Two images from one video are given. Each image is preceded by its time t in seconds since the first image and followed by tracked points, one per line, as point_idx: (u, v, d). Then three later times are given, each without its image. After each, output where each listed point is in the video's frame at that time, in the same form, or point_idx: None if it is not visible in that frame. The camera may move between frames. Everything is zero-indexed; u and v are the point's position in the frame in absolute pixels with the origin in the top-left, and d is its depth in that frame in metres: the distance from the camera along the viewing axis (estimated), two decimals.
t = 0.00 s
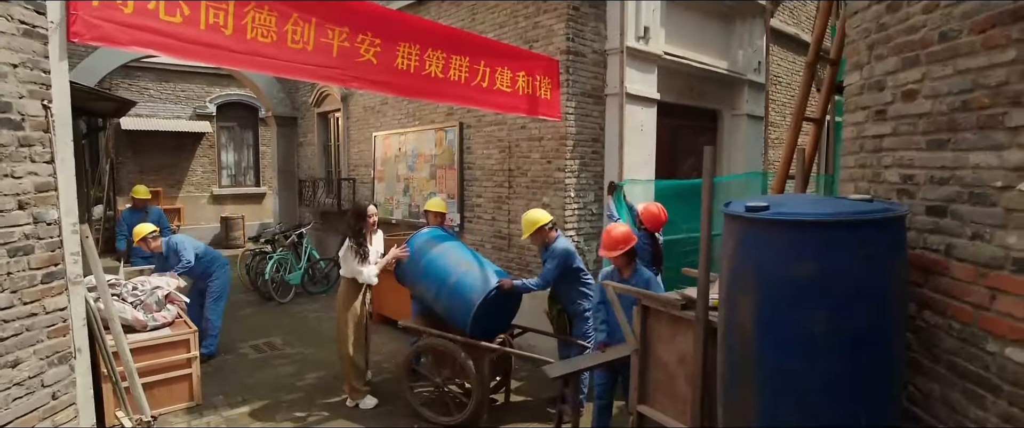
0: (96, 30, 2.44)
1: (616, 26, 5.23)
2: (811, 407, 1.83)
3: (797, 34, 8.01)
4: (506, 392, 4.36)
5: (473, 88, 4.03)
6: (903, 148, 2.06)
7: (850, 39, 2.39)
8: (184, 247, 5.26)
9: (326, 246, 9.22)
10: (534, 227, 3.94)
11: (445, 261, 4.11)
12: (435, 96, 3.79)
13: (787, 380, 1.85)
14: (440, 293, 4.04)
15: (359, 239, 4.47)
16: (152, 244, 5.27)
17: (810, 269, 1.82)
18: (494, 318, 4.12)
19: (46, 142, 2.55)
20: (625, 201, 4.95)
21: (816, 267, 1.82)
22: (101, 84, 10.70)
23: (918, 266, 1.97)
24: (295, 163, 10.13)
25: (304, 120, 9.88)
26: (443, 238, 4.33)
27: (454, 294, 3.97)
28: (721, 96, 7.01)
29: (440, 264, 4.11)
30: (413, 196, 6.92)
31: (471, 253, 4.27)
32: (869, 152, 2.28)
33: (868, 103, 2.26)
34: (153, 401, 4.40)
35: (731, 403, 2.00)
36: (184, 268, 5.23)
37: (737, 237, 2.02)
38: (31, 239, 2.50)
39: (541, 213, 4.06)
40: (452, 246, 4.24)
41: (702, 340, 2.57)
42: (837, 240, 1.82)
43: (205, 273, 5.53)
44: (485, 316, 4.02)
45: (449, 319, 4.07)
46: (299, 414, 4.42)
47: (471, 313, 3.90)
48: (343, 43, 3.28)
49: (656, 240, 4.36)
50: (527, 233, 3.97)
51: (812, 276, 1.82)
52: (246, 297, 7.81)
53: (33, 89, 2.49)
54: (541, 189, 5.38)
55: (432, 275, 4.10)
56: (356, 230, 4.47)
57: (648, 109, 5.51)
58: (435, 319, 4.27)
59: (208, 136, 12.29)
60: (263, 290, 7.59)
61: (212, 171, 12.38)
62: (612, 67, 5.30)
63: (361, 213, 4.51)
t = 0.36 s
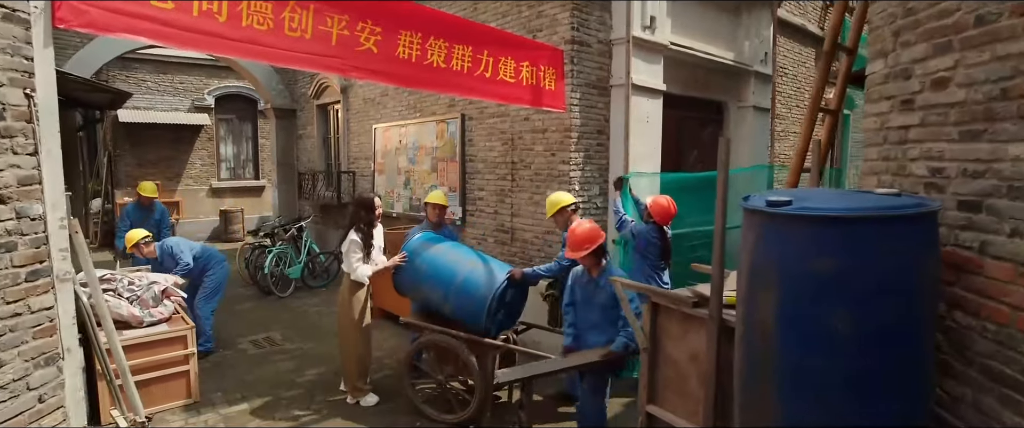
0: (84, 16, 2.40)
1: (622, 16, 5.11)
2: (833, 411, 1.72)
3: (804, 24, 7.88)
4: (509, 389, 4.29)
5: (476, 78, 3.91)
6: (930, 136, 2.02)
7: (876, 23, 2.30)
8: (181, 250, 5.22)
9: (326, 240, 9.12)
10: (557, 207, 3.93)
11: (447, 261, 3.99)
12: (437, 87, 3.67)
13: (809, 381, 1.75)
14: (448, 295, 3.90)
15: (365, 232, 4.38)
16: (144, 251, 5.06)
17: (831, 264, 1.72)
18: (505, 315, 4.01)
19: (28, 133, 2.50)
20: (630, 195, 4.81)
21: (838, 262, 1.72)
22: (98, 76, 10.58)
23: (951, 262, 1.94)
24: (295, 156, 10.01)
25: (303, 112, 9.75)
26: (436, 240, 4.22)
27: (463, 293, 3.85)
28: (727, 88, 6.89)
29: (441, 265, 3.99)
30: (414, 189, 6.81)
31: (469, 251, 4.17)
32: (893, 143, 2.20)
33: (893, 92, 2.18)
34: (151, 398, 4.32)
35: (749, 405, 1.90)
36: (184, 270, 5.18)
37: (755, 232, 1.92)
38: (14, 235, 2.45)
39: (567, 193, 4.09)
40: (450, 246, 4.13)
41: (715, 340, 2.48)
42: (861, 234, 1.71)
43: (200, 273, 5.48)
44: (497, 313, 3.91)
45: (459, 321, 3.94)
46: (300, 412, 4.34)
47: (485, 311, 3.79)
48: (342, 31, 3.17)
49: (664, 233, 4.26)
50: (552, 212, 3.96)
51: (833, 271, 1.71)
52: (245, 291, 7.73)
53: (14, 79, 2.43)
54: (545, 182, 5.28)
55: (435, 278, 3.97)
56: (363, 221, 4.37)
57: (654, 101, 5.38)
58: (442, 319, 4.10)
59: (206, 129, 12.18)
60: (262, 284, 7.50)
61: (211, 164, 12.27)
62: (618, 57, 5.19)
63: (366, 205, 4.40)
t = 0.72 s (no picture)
0: (71, 6, 2.31)
1: (628, 7, 5.00)
2: (863, 419, 1.64)
3: (811, 17, 7.76)
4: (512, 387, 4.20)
5: (479, 71, 3.79)
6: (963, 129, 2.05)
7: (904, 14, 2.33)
8: (182, 244, 5.11)
9: (326, 236, 9.02)
10: (561, 200, 3.85)
11: (448, 260, 3.89)
12: (440, 79, 3.55)
13: (835, 386, 1.67)
14: (451, 295, 3.79)
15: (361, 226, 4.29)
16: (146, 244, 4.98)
17: (862, 264, 1.63)
18: (510, 314, 3.91)
19: (9, 126, 2.41)
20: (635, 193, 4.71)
21: (868, 262, 1.63)
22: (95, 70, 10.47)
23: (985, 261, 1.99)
24: (294, 150, 9.89)
25: (303, 107, 9.64)
26: (434, 240, 4.12)
27: (468, 293, 3.74)
28: (733, 81, 6.77)
29: (442, 264, 3.88)
30: (415, 184, 6.71)
31: (469, 250, 4.07)
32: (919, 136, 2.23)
33: (920, 84, 2.21)
34: (148, 398, 4.23)
35: (770, 409, 1.83)
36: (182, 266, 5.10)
37: (778, 230, 1.83)
38: None
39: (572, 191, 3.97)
40: (449, 246, 4.02)
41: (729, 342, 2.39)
42: (895, 232, 1.62)
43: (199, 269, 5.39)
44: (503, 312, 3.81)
45: (464, 321, 3.82)
46: (299, 412, 4.24)
47: (492, 310, 3.68)
48: (341, 21, 3.06)
49: (673, 229, 4.24)
50: (555, 206, 3.85)
51: (865, 271, 1.63)
52: (244, 287, 7.63)
53: None
54: (549, 177, 5.18)
55: (436, 279, 3.86)
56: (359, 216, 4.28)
57: (660, 94, 5.25)
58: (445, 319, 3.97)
59: (205, 123, 12.07)
60: (261, 281, 7.41)
61: (209, 159, 12.17)
62: (624, 49, 5.07)
63: (361, 196, 4.32)
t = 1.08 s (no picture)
0: None
1: None
2: None
3: (819, 10, 7.63)
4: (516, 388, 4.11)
5: (484, 63, 3.67)
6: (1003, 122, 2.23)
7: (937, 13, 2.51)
8: (181, 233, 5.02)
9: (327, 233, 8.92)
10: (563, 201, 3.73)
11: (451, 258, 3.77)
12: (443, 72, 3.45)
13: (864, 395, 1.58)
14: (454, 295, 3.68)
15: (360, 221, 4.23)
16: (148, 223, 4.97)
17: (898, 267, 1.55)
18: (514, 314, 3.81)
19: None
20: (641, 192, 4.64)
21: (904, 266, 1.54)
22: (93, 65, 10.36)
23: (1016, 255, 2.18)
24: (294, 145, 9.78)
25: (303, 102, 9.53)
26: (436, 237, 4.01)
27: (472, 293, 3.62)
28: (741, 76, 6.66)
29: (445, 262, 3.76)
30: (416, 180, 6.61)
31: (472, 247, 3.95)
32: (949, 132, 2.44)
33: (952, 75, 2.42)
34: (146, 398, 4.13)
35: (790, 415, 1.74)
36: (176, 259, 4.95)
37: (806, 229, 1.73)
38: None
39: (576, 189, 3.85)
40: (451, 244, 3.91)
41: (748, 345, 2.29)
42: (935, 234, 1.53)
43: (196, 261, 5.26)
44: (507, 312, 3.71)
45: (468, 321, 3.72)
46: (300, 413, 4.14)
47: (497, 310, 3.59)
48: (341, 11, 2.96)
49: (683, 227, 4.20)
50: (560, 204, 3.75)
51: (901, 275, 1.54)
52: (243, 284, 7.55)
53: None
54: (554, 174, 5.07)
55: (438, 277, 3.75)
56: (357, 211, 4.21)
57: (667, 88, 5.14)
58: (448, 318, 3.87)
59: (205, 118, 11.96)
60: (261, 278, 7.32)
61: (209, 155, 12.08)
62: (631, 43, 4.94)
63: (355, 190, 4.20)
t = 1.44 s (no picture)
0: None
1: None
2: None
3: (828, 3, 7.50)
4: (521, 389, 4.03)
5: (489, 57, 3.56)
6: None
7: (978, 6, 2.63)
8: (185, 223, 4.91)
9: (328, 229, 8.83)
10: (584, 203, 3.59)
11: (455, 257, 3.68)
12: (448, 65, 3.34)
13: (900, 402, 1.58)
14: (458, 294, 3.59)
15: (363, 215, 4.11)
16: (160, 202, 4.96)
17: (944, 281, 1.53)
18: (518, 313, 3.73)
19: None
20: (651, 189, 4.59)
21: (950, 280, 1.53)
22: (92, 60, 10.27)
23: None
24: (295, 141, 9.67)
25: (303, 97, 9.42)
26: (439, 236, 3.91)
27: (478, 291, 3.54)
28: (749, 71, 6.54)
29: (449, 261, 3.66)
30: (418, 176, 6.51)
31: (476, 246, 3.86)
32: (982, 127, 2.62)
33: (988, 67, 2.58)
34: (145, 399, 4.02)
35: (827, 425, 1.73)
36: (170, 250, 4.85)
37: (842, 240, 1.70)
38: None
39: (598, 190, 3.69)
40: (455, 242, 3.81)
41: (767, 348, 2.20)
42: (978, 249, 1.53)
43: (194, 248, 5.09)
44: (511, 312, 3.63)
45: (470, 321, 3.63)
46: (299, 414, 4.05)
47: (503, 310, 3.51)
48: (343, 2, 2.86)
49: (692, 224, 4.12)
50: (580, 207, 3.62)
51: (947, 289, 1.53)
52: (243, 282, 7.46)
53: None
54: (560, 170, 4.97)
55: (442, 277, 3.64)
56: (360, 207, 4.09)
57: (675, 82, 5.02)
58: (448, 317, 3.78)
59: (204, 114, 11.85)
60: (262, 275, 7.23)
61: (209, 151, 11.99)
62: (639, 36, 4.82)
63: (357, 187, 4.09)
